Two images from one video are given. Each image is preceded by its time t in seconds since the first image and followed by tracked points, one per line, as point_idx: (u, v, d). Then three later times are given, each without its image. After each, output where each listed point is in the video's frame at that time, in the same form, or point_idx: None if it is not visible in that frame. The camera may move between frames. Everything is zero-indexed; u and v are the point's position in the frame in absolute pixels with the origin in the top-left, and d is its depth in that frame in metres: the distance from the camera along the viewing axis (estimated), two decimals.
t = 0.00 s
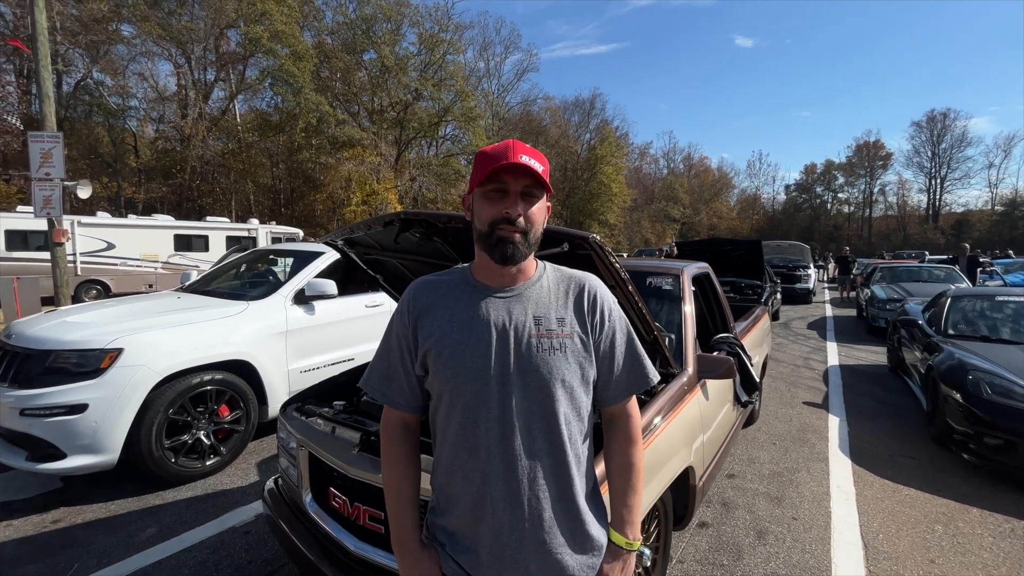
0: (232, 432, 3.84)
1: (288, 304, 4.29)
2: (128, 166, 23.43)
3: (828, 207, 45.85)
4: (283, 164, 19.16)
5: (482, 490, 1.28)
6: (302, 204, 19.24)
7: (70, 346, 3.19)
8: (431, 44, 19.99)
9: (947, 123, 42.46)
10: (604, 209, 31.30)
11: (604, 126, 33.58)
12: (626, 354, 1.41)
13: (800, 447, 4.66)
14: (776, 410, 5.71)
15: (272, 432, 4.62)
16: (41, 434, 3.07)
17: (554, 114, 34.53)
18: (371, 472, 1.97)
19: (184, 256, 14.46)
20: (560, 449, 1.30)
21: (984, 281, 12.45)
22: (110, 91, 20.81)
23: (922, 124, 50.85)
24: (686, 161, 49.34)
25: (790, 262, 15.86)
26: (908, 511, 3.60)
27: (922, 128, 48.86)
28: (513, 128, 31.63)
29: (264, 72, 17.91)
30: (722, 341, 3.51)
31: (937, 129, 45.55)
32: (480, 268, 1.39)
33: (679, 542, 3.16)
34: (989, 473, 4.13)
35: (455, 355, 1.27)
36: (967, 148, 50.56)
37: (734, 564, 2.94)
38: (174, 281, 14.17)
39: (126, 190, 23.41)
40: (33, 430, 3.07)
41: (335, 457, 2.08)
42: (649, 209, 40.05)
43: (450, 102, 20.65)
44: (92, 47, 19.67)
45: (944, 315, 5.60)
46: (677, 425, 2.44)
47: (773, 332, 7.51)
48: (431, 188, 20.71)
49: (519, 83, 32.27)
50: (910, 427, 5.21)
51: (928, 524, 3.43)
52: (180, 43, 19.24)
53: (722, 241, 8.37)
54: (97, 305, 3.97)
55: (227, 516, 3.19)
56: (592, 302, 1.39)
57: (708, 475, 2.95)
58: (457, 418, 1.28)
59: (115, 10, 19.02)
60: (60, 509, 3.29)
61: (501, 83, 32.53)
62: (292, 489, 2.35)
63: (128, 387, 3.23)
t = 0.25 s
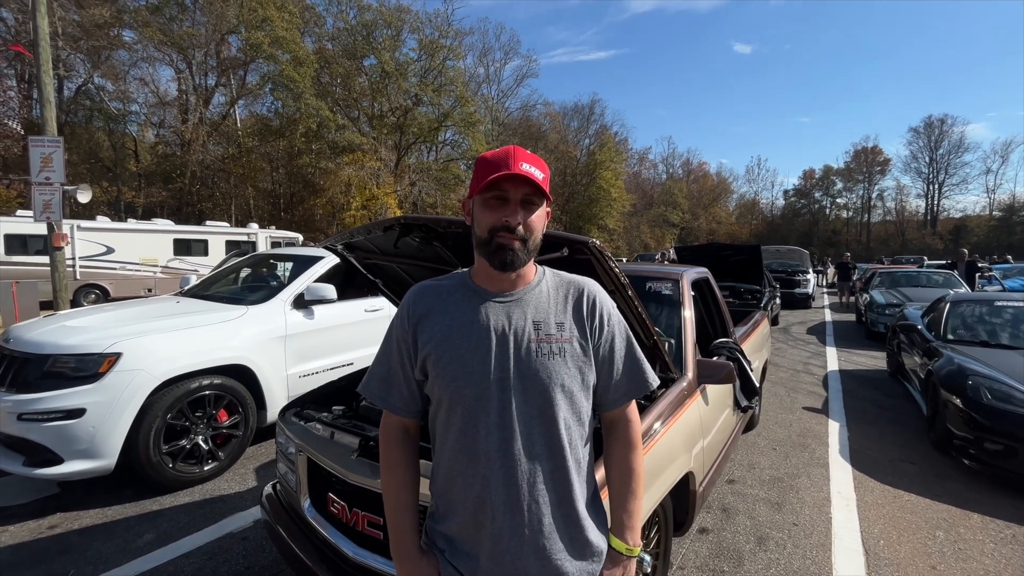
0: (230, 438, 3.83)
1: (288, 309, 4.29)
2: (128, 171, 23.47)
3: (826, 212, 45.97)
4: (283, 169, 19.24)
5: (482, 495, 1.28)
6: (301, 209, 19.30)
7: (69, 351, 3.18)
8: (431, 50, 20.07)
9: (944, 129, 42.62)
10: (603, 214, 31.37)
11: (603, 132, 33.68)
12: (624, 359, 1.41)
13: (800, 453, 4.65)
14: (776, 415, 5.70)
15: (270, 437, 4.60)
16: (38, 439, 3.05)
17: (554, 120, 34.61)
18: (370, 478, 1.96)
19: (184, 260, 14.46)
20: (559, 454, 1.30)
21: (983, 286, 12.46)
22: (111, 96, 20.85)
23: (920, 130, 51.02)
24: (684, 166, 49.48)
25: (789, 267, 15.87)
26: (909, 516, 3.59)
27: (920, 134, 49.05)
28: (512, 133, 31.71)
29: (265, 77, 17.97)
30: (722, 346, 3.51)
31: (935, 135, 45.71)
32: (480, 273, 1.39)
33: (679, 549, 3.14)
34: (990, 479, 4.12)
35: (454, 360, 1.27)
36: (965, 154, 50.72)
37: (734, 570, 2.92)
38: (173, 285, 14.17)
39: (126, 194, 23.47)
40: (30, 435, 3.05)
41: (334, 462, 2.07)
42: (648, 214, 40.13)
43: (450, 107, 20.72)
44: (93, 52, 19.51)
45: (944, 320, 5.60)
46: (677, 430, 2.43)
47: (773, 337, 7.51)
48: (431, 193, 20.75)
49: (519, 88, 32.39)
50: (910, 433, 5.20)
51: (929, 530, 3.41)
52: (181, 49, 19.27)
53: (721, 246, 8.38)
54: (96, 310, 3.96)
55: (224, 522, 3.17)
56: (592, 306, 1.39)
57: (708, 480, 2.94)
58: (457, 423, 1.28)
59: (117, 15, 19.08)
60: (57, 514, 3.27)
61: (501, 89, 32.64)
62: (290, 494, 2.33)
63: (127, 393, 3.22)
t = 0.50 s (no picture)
0: (229, 442, 3.82)
1: (287, 313, 4.28)
2: (127, 175, 23.49)
3: (825, 217, 46.08)
4: (283, 173, 19.27)
5: (481, 499, 1.28)
6: (301, 213, 19.32)
7: (68, 355, 3.18)
8: (431, 55, 20.16)
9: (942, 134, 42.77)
10: (602, 218, 31.43)
11: (602, 136, 33.81)
12: (622, 363, 1.41)
13: (800, 458, 4.64)
14: (776, 420, 5.70)
15: (269, 442, 4.59)
16: (36, 443, 3.05)
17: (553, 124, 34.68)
18: (369, 483, 1.95)
19: (183, 265, 14.45)
20: (558, 458, 1.30)
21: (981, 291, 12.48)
22: (112, 101, 20.88)
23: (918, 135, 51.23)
24: (683, 170, 49.62)
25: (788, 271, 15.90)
26: (909, 522, 3.58)
27: (917, 139, 49.26)
28: (512, 137, 31.77)
29: (265, 82, 18.04)
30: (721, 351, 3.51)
31: (933, 140, 45.89)
32: (479, 278, 1.39)
33: (679, 554, 3.13)
34: (989, 483, 4.12)
35: (453, 364, 1.27)
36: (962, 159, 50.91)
37: None
38: (172, 289, 14.16)
39: (125, 198, 23.47)
40: (29, 439, 3.05)
41: (333, 467, 2.07)
42: (647, 218, 40.20)
43: (450, 112, 20.78)
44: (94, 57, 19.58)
45: (942, 324, 5.60)
46: (676, 435, 2.43)
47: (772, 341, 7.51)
48: (430, 198, 20.79)
49: (518, 93, 32.52)
50: (910, 437, 5.19)
51: (930, 536, 3.41)
52: (182, 54, 19.30)
53: (720, 251, 8.39)
54: (95, 314, 3.95)
55: (222, 528, 3.16)
56: (591, 311, 1.39)
57: (707, 485, 2.94)
58: (456, 427, 1.28)
59: (118, 21, 19.08)
60: (55, 520, 3.26)
61: (500, 94, 32.75)
62: (289, 500, 2.33)
63: (126, 397, 3.22)
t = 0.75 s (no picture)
0: (228, 445, 3.81)
1: (287, 316, 4.29)
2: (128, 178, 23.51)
3: (824, 220, 46.14)
4: (283, 176, 19.32)
5: (480, 501, 1.28)
6: (301, 216, 19.35)
7: (68, 358, 3.18)
8: (431, 59, 20.22)
9: (941, 137, 42.87)
10: (602, 222, 31.47)
11: (602, 140, 33.89)
12: (621, 366, 1.41)
13: (800, 461, 4.64)
14: (776, 423, 5.69)
15: (268, 445, 4.58)
16: (36, 446, 3.04)
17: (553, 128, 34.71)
18: (369, 485, 1.95)
19: (183, 268, 14.44)
20: (557, 460, 1.30)
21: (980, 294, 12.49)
22: (113, 104, 20.88)
23: (917, 139, 51.35)
24: (683, 174, 49.70)
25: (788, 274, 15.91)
26: (910, 525, 3.58)
27: (916, 143, 49.38)
28: (512, 141, 31.84)
29: (266, 86, 18.09)
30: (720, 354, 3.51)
31: (931, 144, 46.00)
32: (478, 280, 1.40)
33: (678, 557, 3.13)
34: (990, 487, 4.12)
35: (453, 366, 1.28)
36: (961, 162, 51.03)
37: None
38: (172, 293, 14.14)
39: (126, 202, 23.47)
40: (28, 442, 3.04)
41: (333, 470, 2.06)
42: (647, 221, 40.23)
43: (450, 115, 20.82)
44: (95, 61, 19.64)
45: (942, 327, 5.61)
46: (675, 438, 2.43)
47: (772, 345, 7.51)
48: (430, 201, 20.81)
49: (518, 97, 32.59)
50: (910, 441, 5.19)
51: (930, 539, 3.40)
52: (183, 58, 19.36)
53: (720, 254, 8.40)
54: (95, 317, 3.95)
55: (221, 531, 3.15)
56: (589, 314, 1.40)
57: (707, 488, 2.94)
58: (456, 430, 1.28)
59: (119, 25, 19.10)
60: (53, 523, 3.25)
61: (500, 98, 32.83)
62: (288, 502, 2.32)
63: (125, 400, 3.22)
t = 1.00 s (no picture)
0: (228, 448, 3.82)
1: (287, 318, 4.29)
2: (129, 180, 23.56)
3: (824, 223, 46.20)
4: (283, 179, 19.37)
5: (478, 503, 1.28)
6: (301, 218, 19.40)
7: (68, 360, 3.18)
8: (431, 62, 20.27)
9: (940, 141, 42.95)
10: (602, 224, 31.50)
11: (602, 143, 33.96)
12: (620, 368, 1.42)
13: (800, 463, 4.64)
14: (776, 426, 5.69)
15: (268, 447, 4.58)
16: (35, 448, 3.04)
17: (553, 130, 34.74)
18: (368, 487, 1.95)
19: (183, 270, 14.45)
20: (555, 462, 1.30)
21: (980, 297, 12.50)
22: (114, 106, 20.90)
23: (916, 142, 51.42)
24: (683, 177, 49.77)
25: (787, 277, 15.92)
26: (909, 528, 3.58)
27: (915, 146, 49.46)
28: (512, 143, 31.90)
29: (266, 88, 18.14)
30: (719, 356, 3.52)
31: (931, 147, 46.06)
32: (478, 282, 1.40)
33: (678, 560, 3.12)
34: (989, 489, 4.12)
35: (452, 368, 1.28)
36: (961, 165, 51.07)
37: None
38: (172, 295, 14.15)
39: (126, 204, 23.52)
40: (27, 444, 3.05)
41: (333, 473, 2.06)
42: (647, 224, 40.28)
43: (450, 118, 20.86)
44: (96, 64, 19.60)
45: (941, 330, 5.61)
46: (675, 441, 2.43)
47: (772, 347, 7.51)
48: (430, 204, 20.85)
49: (518, 100, 32.66)
50: (909, 443, 5.19)
51: (930, 542, 3.40)
52: (184, 61, 19.42)
53: (720, 256, 8.41)
54: (96, 318, 3.96)
55: (220, 534, 3.15)
56: (588, 316, 1.40)
57: (706, 491, 2.94)
58: (455, 431, 1.29)
59: (120, 28, 19.13)
60: (52, 525, 3.25)
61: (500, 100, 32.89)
62: (287, 505, 2.32)
63: (125, 402, 3.22)
